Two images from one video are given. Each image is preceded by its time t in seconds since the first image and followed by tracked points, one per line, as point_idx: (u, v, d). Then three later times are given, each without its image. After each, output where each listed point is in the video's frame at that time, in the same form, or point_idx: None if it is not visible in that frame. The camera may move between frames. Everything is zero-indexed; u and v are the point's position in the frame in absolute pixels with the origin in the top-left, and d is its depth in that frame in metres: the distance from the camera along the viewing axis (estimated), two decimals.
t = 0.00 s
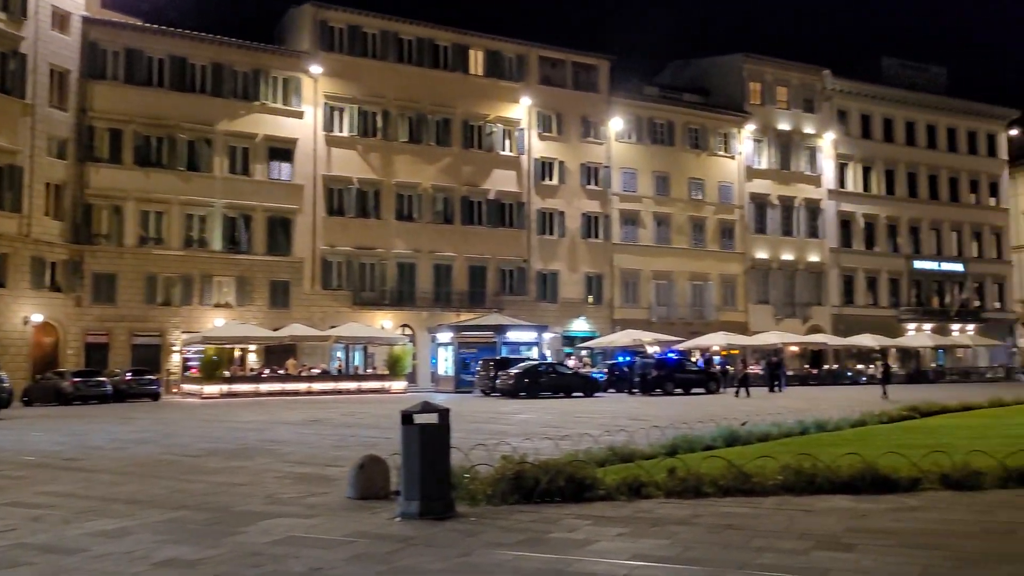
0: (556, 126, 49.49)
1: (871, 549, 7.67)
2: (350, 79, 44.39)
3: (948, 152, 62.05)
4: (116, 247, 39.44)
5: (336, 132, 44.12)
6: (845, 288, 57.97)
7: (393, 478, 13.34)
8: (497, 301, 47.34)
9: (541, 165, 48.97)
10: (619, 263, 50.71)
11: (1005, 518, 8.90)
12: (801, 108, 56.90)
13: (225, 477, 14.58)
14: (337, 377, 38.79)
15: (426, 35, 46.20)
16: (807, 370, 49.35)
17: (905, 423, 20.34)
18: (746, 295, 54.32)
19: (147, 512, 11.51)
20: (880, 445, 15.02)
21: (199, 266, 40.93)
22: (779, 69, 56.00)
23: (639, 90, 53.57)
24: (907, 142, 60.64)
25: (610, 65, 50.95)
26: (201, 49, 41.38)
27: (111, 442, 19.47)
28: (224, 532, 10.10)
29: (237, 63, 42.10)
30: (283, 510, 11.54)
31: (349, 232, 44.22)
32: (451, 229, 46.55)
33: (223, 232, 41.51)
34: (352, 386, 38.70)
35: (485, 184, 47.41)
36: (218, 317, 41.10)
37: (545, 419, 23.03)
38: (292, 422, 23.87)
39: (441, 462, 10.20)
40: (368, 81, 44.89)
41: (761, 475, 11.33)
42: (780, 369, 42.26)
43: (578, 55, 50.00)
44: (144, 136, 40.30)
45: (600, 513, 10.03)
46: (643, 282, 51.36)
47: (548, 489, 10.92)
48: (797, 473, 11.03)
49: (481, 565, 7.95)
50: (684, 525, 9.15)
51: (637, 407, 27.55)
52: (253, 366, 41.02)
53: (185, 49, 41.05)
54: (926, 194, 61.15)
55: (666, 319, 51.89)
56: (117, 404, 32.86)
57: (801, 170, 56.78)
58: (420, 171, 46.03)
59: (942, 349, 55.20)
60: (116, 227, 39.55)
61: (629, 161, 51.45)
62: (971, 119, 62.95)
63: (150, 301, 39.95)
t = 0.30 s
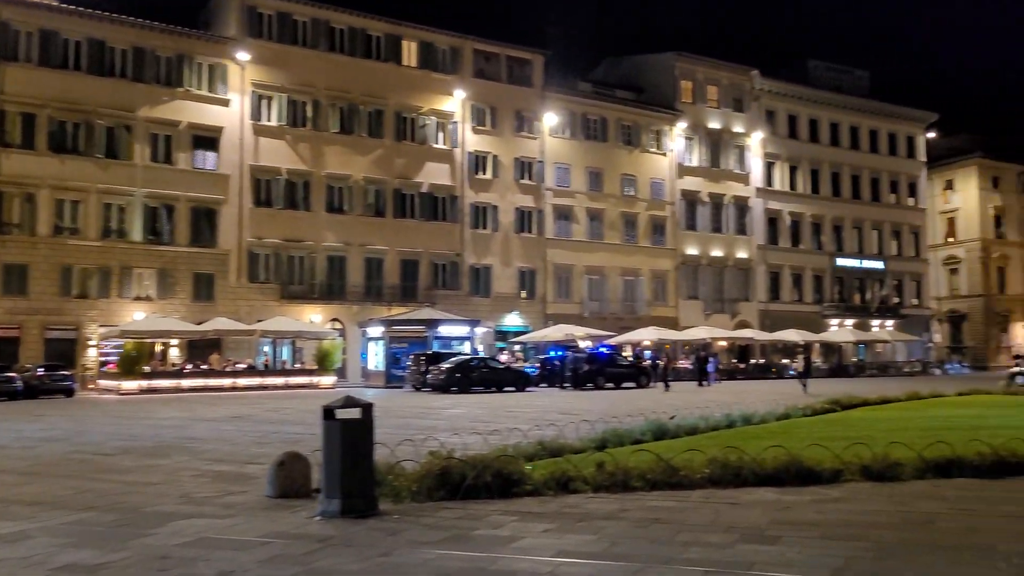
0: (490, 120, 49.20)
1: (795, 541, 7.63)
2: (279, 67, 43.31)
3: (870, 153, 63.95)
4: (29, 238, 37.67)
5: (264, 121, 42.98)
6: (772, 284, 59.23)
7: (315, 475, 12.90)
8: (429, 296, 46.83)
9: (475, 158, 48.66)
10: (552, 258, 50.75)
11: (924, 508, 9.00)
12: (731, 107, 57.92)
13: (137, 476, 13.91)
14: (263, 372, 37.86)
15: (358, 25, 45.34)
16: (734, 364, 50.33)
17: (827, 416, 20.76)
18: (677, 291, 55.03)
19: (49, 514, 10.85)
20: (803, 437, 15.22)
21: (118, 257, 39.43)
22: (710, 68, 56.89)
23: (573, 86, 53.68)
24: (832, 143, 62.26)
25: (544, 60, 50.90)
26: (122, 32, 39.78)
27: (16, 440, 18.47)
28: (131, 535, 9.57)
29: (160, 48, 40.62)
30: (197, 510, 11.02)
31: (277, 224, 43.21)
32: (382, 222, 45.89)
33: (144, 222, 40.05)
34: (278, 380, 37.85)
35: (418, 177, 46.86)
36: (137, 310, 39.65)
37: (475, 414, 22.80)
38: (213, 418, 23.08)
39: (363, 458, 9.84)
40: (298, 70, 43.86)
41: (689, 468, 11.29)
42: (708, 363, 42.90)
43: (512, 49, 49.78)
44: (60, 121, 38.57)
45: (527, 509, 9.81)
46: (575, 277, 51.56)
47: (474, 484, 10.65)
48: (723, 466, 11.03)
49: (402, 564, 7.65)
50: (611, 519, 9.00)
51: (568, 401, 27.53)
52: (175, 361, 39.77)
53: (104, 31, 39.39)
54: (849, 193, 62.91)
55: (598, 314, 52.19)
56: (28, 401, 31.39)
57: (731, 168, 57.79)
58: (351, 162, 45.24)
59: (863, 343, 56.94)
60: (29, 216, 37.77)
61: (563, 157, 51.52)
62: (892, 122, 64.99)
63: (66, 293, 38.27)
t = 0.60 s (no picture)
0: (426, 114, 48.66)
1: (724, 542, 7.53)
2: (209, 55, 42.07)
3: (800, 154, 65.44)
4: None
5: (191, 111, 41.67)
6: (704, 281, 60.11)
7: (235, 478, 12.38)
8: (363, 291, 46.12)
9: (411, 153, 48.10)
10: (488, 254, 50.53)
11: (848, 505, 9.04)
12: (666, 106, 58.58)
13: (45, 481, 13.17)
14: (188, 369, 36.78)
15: (291, 15, 44.28)
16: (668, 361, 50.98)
17: (757, 413, 21.02)
18: (612, 288, 55.42)
19: None
20: (733, 434, 15.35)
21: (35, 250, 37.75)
22: (646, 67, 57.40)
23: (510, 82, 53.51)
24: (763, 143, 63.49)
25: (480, 55, 50.59)
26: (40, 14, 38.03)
27: None
28: (30, 545, 8.95)
29: (81, 32, 38.97)
30: (106, 517, 10.42)
31: (205, 216, 41.98)
32: (315, 216, 45.03)
33: (63, 214, 38.45)
34: (205, 378, 36.78)
35: (352, 171, 46.09)
36: (55, 306, 38.04)
37: (407, 412, 22.40)
38: (133, 418, 22.17)
39: (284, 460, 9.39)
40: (228, 60, 42.64)
41: (619, 467, 11.16)
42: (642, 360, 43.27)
43: (449, 43, 49.33)
44: None
45: (454, 510, 9.50)
46: (511, 274, 51.42)
47: (401, 486, 10.29)
48: (653, 465, 10.97)
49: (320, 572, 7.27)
50: (539, 521, 8.76)
51: (502, 398, 27.33)
52: (95, 359, 38.30)
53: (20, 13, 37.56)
54: (780, 193, 64.27)
55: (534, 311, 52.19)
56: None
57: (665, 166, 58.46)
58: (283, 155, 44.22)
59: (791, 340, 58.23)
60: None
61: (499, 153, 51.30)
62: (821, 124, 66.60)
63: None
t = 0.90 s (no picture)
0: (369, 107, 47.95)
1: (662, 540, 7.38)
2: (143, 41, 40.72)
3: (740, 154, 66.43)
4: None
5: (124, 99, 40.33)
6: (646, 278, 60.61)
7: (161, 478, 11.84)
8: (302, 286, 45.24)
9: (353, 146, 47.34)
10: (431, 249, 50.07)
11: (786, 501, 9.00)
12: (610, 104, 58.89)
13: None
14: (119, 365, 35.53)
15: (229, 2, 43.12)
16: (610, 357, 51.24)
17: (697, 409, 21.12)
18: (555, 284, 55.47)
19: None
20: (673, 431, 15.34)
21: None
22: (590, 65, 57.57)
23: (454, 76, 53.09)
24: (705, 142, 64.25)
25: (424, 48, 50.08)
26: None
27: None
28: None
29: (5, 15, 37.29)
30: (17, 521, 9.79)
31: (137, 208, 40.68)
32: (253, 209, 44.03)
33: None
34: (137, 373, 35.61)
35: (292, 163, 45.16)
36: None
37: (345, 409, 21.92)
38: (56, 417, 21.21)
39: (210, 460, 8.93)
40: (162, 47, 41.34)
41: (558, 464, 10.98)
42: (585, 356, 43.37)
43: (392, 35, 48.68)
44: None
45: (389, 509, 9.14)
46: (454, 269, 51.04)
47: (334, 485, 9.90)
48: (594, 462, 10.81)
49: None
50: (476, 520, 8.48)
51: (444, 395, 27.01)
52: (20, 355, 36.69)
53: None
54: (721, 192, 65.17)
55: (477, 307, 51.90)
56: None
57: (609, 163, 58.78)
58: (221, 146, 43.10)
59: (731, 337, 59.12)
60: None
61: (443, 147, 50.83)
62: (761, 124, 67.72)
63: None
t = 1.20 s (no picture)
0: (319, 101, 47.15)
1: (612, 542, 7.19)
2: (83, 29, 39.43)
3: (691, 153, 67.02)
4: None
5: (63, 88, 38.99)
6: (598, 275, 60.83)
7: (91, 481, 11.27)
8: (249, 282, 44.30)
9: (302, 140, 46.50)
10: (381, 245, 49.50)
11: (736, 501, 8.90)
12: (562, 101, 58.92)
13: None
14: (56, 362, 34.39)
15: None
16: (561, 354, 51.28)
17: (647, 406, 21.12)
18: (507, 281, 55.30)
19: None
20: (623, 428, 15.26)
21: None
22: (543, 61, 57.51)
23: (406, 70, 52.50)
24: (657, 141, 64.67)
25: (375, 42, 49.47)
26: None
27: None
28: None
29: None
30: None
31: (76, 200, 39.40)
32: (199, 203, 42.97)
33: None
34: (75, 371, 34.50)
35: (238, 156, 44.18)
36: None
37: (292, 407, 21.45)
38: None
39: (141, 462, 8.46)
40: (104, 34, 40.05)
41: (507, 464, 10.72)
42: (536, 353, 43.29)
43: (343, 27, 47.94)
44: None
45: (330, 512, 8.75)
46: (405, 266, 50.51)
47: (274, 488, 9.42)
48: (543, 462, 10.60)
49: None
50: (422, 523, 8.17)
51: (393, 393, 26.62)
52: None
53: None
54: (672, 190, 65.68)
55: (428, 303, 51.41)
56: None
57: (561, 161, 58.82)
58: (165, 137, 41.96)
59: (680, 334, 59.64)
60: None
61: (395, 142, 50.24)
62: (711, 124, 68.43)
63: None
